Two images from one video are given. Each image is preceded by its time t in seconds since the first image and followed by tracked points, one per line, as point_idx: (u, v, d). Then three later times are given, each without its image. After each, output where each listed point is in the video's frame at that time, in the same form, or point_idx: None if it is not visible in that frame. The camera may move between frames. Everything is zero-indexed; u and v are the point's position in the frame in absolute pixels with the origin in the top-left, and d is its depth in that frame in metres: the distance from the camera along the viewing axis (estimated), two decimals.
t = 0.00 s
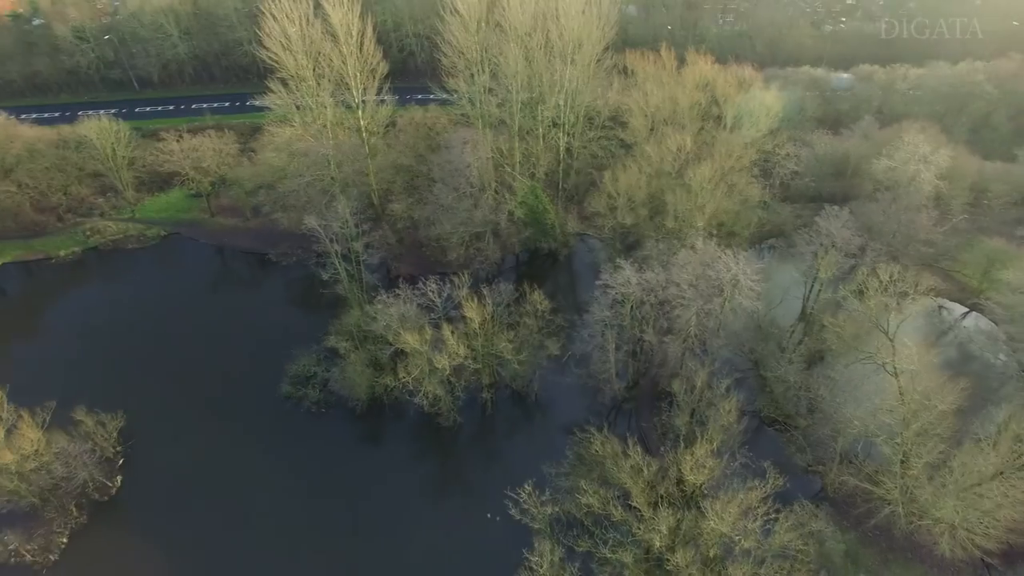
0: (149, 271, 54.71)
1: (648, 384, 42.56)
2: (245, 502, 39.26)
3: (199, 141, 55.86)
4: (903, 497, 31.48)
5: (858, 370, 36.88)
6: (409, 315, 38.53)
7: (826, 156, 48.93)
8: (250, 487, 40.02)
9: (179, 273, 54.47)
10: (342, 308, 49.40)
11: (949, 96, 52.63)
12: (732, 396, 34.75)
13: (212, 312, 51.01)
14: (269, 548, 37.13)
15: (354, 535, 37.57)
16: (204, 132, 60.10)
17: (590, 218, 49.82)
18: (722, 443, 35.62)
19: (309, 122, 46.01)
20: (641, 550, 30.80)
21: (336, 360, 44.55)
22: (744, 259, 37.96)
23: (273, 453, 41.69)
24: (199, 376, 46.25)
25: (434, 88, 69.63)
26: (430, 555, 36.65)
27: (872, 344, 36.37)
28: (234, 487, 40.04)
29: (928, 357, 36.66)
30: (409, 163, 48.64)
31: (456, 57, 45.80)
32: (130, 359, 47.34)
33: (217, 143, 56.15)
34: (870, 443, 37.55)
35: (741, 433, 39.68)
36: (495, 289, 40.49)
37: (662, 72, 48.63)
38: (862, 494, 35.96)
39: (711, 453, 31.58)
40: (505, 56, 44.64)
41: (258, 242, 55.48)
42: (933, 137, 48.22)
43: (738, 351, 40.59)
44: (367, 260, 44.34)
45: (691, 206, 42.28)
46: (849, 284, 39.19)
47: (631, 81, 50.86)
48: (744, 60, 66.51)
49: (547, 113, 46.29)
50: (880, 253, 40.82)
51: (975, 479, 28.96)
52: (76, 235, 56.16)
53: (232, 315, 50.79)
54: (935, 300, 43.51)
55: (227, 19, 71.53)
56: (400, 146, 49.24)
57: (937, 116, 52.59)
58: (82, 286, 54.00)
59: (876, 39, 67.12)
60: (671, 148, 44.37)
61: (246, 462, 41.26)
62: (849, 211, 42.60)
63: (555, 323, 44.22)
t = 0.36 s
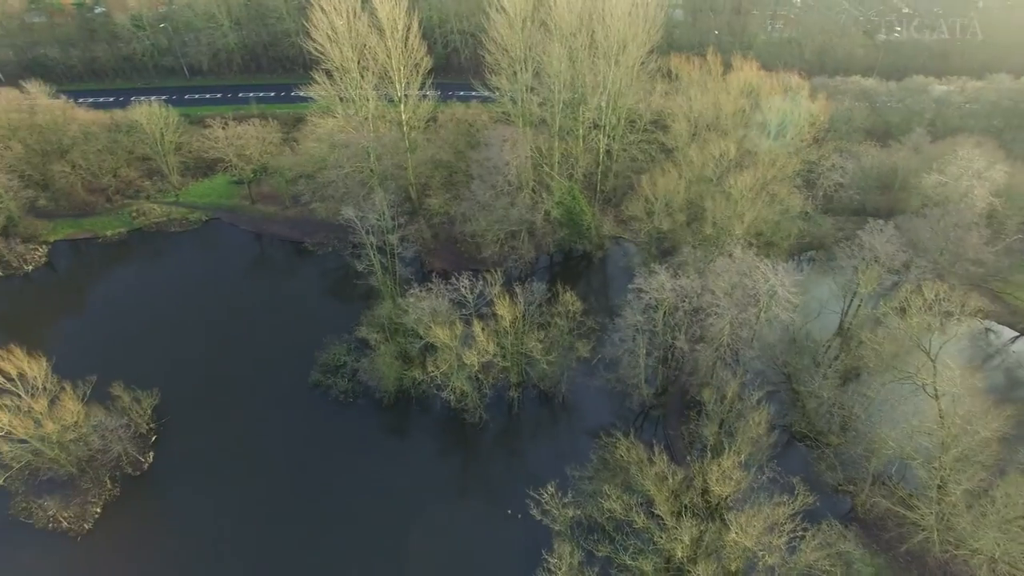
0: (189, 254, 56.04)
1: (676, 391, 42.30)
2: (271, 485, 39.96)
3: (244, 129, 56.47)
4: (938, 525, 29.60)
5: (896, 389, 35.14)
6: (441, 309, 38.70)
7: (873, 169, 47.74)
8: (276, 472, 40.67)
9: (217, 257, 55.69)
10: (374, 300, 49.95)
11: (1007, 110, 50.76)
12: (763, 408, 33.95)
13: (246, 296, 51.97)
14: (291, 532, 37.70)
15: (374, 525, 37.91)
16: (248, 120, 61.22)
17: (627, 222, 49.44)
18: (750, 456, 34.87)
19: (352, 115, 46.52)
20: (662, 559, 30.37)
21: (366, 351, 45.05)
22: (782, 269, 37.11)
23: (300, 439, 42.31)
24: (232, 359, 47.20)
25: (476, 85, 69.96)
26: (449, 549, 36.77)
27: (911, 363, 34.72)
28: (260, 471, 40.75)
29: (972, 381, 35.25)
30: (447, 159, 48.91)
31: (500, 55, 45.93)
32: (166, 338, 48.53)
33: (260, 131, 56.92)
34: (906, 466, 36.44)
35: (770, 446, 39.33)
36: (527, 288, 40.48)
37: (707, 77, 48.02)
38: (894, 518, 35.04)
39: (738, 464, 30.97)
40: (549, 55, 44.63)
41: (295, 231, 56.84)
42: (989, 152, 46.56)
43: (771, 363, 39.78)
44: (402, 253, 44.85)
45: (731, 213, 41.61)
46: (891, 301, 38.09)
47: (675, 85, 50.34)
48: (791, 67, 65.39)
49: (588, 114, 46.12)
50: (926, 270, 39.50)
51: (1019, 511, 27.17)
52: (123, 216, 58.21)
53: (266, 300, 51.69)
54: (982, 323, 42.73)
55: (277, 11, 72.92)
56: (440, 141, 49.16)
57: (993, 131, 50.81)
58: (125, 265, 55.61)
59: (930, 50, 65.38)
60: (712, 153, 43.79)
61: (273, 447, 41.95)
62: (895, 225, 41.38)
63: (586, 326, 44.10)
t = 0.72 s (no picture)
0: (226, 240, 57.21)
1: (705, 400, 41.85)
2: (296, 471, 40.56)
3: (285, 119, 57.44)
4: (975, 554, 27.98)
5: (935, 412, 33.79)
6: (471, 305, 38.91)
7: (919, 183, 46.54)
8: (301, 458, 41.25)
9: (254, 244, 56.74)
10: (406, 293, 50.40)
11: None
12: (794, 422, 33.19)
13: (280, 284, 52.82)
14: (312, 519, 38.18)
15: (396, 516, 38.21)
16: (290, 111, 62.17)
17: (661, 227, 48.98)
18: (777, 471, 33.92)
19: (392, 108, 47.53)
20: (681, 569, 29.95)
21: (395, 344, 45.48)
22: (819, 282, 36.25)
23: (325, 427, 42.82)
24: (264, 344, 48.04)
25: (517, 84, 70.14)
26: (468, 545, 36.87)
27: (951, 384, 33.05)
28: (285, 457, 41.40)
29: (1016, 406, 33.88)
30: (484, 155, 48.70)
31: (542, 55, 46.04)
32: (202, 321, 49.65)
33: (302, 122, 57.90)
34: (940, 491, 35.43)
35: (798, 461, 38.58)
36: (558, 288, 40.45)
37: (750, 83, 47.33)
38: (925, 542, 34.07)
39: (765, 477, 30.42)
40: (590, 56, 44.62)
41: (330, 222, 57.54)
42: None
43: (802, 377, 39.23)
44: (435, 248, 45.27)
45: (769, 222, 40.98)
46: (933, 319, 36.99)
47: (717, 91, 49.78)
48: (838, 75, 64.18)
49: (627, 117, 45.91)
50: (972, 288, 38.13)
51: None
52: (166, 200, 59.68)
53: (299, 289, 52.46)
54: None
55: (323, 4, 74.04)
56: (478, 138, 49.04)
57: None
58: (165, 248, 57.07)
59: (984, 62, 63.50)
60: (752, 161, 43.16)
61: (299, 434, 42.55)
62: (940, 242, 40.21)
63: (616, 329, 43.78)
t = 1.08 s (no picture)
0: (266, 227, 58.36)
1: (736, 411, 41.17)
2: (322, 458, 41.18)
3: (329, 111, 58.34)
4: None
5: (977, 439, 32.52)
6: (503, 303, 38.95)
7: (970, 200, 45.03)
8: (328, 445, 41.84)
9: (293, 233, 57.74)
10: (439, 288, 50.76)
11: None
12: (826, 439, 32.42)
13: (316, 273, 53.64)
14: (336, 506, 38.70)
15: (417, 509, 38.46)
16: (334, 102, 63.14)
17: (699, 233, 48.42)
18: (806, 488, 33.19)
19: (435, 104, 48.29)
20: None
21: (426, 338, 45.82)
22: (860, 297, 35.29)
23: (353, 416, 43.34)
24: (298, 331, 48.85)
25: (559, 84, 70.06)
26: (488, 542, 36.92)
27: (996, 412, 31.71)
28: (313, 443, 42.05)
29: None
30: (524, 154, 48.78)
31: (586, 56, 46.05)
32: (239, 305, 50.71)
33: (345, 114, 58.64)
34: (980, 520, 34.13)
35: (829, 480, 37.69)
36: (591, 290, 40.33)
37: (797, 92, 46.67)
38: (960, 572, 32.88)
39: (793, 493, 29.82)
40: (635, 58, 44.46)
41: (369, 214, 58.33)
42: None
43: (838, 394, 38.27)
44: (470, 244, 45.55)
45: (810, 234, 40.14)
46: (979, 342, 35.70)
47: (762, 98, 49.05)
48: (890, 86, 62.49)
49: (670, 121, 45.70)
50: (1022, 312, 36.69)
51: None
52: (210, 185, 61.13)
53: (334, 279, 53.20)
54: None
55: None
56: (518, 136, 49.12)
57: None
58: (207, 233, 58.46)
59: None
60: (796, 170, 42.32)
61: (327, 421, 43.16)
62: (991, 263, 38.83)
63: (648, 335, 43.40)
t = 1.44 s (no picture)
0: (304, 217, 59.29)
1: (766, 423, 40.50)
2: (349, 446, 41.77)
3: (372, 104, 59.02)
4: None
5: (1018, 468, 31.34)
6: (535, 302, 38.98)
7: None
8: (355, 434, 42.41)
9: (330, 223, 58.52)
10: (471, 284, 51.05)
11: None
12: (858, 458, 31.70)
13: (351, 264, 54.32)
14: (358, 495, 39.21)
15: (439, 502, 38.75)
16: (377, 96, 63.90)
17: (737, 241, 47.85)
18: (834, 506, 32.50)
19: (476, 101, 48.62)
20: None
21: (456, 333, 46.12)
22: (901, 315, 34.35)
23: (380, 407, 43.86)
24: (331, 320, 49.57)
25: (601, 85, 69.81)
26: (507, 539, 37.01)
27: None
28: (341, 431, 42.67)
29: None
30: (562, 154, 48.89)
31: (630, 58, 45.83)
32: (275, 292, 51.66)
33: (387, 108, 59.20)
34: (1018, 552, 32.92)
35: (859, 499, 36.56)
36: (624, 294, 40.08)
37: (844, 102, 45.84)
38: None
39: (820, 510, 29.24)
40: (680, 62, 44.11)
41: (406, 207, 58.98)
42: None
43: (873, 412, 37.35)
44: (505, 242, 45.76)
45: (852, 247, 39.26)
46: None
47: (808, 107, 48.15)
48: (944, 99, 60.65)
49: (712, 127, 45.14)
50: None
51: None
52: (253, 172, 62.47)
53: (369, 270, 53.81)
54: None
55: None
56: (558, 136, 49.35)
57: None
58: (247, 219, 59.68)
59: None
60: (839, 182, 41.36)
61: (354, 410, 43.79)
62: None
63: (679, 341, 43.01)
